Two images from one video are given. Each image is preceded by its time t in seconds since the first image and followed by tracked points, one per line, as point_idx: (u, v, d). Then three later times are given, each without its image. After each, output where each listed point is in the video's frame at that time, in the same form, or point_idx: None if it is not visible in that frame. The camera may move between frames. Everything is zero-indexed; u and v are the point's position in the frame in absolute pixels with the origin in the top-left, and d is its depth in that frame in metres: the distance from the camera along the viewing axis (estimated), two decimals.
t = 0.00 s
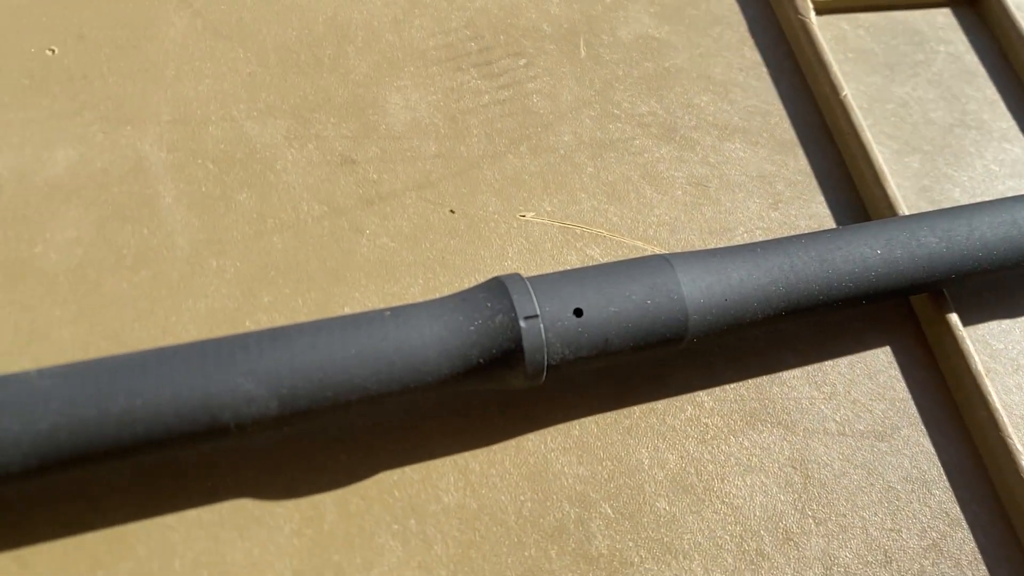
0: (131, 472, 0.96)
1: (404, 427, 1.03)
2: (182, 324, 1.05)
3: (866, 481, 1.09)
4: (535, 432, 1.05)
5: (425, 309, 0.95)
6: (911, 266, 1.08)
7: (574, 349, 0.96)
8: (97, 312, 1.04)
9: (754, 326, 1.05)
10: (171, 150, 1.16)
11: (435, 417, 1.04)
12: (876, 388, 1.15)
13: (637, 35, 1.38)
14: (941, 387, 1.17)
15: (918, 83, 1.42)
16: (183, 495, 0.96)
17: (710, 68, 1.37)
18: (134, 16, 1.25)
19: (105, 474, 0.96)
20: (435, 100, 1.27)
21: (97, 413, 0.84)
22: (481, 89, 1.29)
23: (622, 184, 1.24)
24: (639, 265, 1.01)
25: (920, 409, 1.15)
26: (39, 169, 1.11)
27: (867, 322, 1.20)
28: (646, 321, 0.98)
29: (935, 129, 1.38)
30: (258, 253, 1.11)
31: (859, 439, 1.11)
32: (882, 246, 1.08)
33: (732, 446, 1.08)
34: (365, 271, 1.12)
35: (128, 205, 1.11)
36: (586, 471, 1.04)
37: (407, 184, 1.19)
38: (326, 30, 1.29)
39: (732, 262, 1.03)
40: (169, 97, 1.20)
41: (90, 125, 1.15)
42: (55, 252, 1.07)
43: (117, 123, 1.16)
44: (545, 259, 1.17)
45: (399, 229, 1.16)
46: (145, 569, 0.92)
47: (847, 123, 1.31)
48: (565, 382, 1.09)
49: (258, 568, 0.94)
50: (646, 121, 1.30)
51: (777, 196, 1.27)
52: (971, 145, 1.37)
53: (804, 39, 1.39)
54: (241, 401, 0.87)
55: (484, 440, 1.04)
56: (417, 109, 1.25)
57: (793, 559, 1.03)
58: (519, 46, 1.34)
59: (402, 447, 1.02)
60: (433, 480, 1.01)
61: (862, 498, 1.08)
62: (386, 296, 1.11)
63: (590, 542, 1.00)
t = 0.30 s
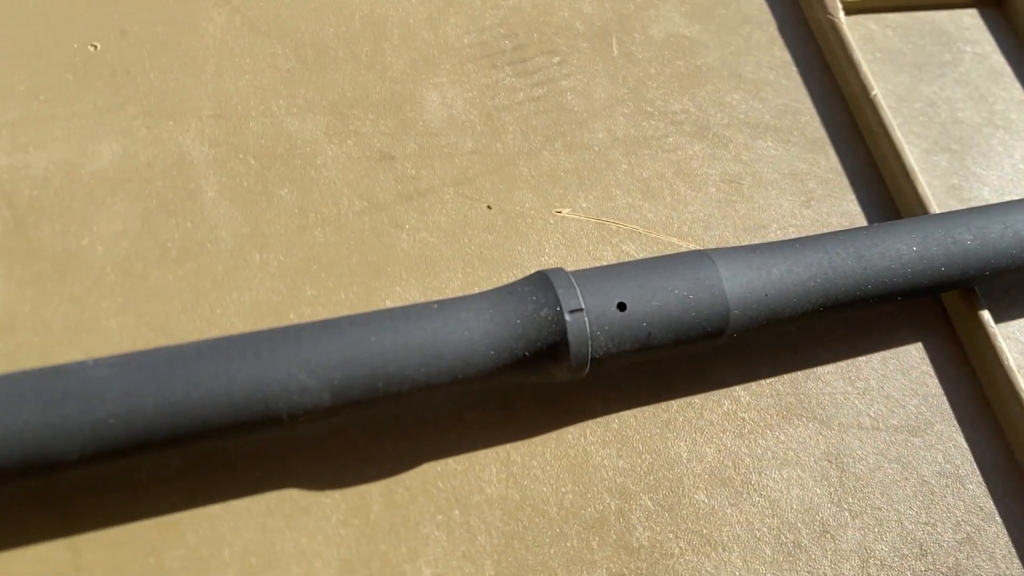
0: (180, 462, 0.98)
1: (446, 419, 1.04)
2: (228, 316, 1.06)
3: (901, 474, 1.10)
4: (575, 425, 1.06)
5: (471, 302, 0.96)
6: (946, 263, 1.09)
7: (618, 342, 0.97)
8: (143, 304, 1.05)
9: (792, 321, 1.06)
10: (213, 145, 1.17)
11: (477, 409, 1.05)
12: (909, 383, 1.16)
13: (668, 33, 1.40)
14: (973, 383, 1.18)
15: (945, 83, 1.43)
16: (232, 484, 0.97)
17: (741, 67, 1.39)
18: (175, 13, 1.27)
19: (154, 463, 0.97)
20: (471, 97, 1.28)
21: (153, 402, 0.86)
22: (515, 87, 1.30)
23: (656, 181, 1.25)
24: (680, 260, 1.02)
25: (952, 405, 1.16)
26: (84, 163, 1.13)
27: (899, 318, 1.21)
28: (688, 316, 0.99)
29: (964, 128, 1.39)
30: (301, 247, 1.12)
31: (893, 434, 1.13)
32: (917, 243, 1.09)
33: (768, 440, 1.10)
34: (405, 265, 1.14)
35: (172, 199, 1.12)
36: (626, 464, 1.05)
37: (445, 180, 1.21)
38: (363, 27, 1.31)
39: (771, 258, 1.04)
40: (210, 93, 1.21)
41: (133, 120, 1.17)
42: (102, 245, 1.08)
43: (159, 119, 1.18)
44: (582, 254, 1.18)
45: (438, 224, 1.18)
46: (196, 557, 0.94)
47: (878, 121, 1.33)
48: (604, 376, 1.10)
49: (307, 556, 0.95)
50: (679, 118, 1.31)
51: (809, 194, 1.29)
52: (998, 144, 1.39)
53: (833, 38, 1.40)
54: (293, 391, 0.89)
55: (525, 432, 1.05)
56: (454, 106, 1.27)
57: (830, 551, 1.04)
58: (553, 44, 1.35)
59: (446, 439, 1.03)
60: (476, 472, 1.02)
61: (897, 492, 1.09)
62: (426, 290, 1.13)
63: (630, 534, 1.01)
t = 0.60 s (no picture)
0: (229, 452, 0.99)
1: (489, 411, 1.06)
2: (273, 309, 1.08)
3: (936, 469, 1.11)
4: (615, 419, 1.08)
5: (517, 296, 0.97)
6: (982, 260, 1.11)
7: (662, 336, 0.98)
8: (189, 296, 1.06)
9: (831, 317, 1.07)
10: (255, 139, 1.18)
11: (519, 402, 1.07)
12: (942, 379, 1.18)
13: (700, 32, 1.41)
14: (1006, 379, 1.19)
15: (974, 83, 1.44)
16: (280, 475, 0.99)
17: (772, 66, 1.40)
18: (215, 9, 1.28)
19: (204, 453, 0.98)
20: (507, 94, 1.29)
21: (210, 392, 0.87)
22: (550, 83, 1.31)
23: (691, 178, 1.26)
24: (722, 256, 1.03)
25: (986, 401, 1.17)
26: (129, 157, 1.14)
27: (933, 315, 1.22)
28: (730, 311, 1.00)
29: (993, 127, 1.40)
30: (344, 241, 1.14)
31: (928, 429, 1.14)
32: (953, 240, 1.10)
33: (805, 434, 1.11)
34: (445, 260, 1.15)
35: (215, 192, 1.14)
36: (666, 457, 1.06)
37: (483, 176, 1.22)
38: (400, 24, 1.32)
39: (811, 254, 1.05)
40: (251, 88, 1.22)
41: (176, 115, 1.18)
42: (147, 238, 1.09)
43: (201, 113, 1.19)
44: (619, 250, 1.19)
45: (477, 219, 1.19)
46: (246, 546, 0.95)
47: (909, 120, 1.34)
48: (643, 370, 1.11)
49: (354, 546, 0.96)
50: (712, 116, 1.33)
51: (842, 192, 1.30)
52: None
53: (863, 38, 1.42)
54: (345, 382, 0.90)
55: (567, 425, 1.06)
56: (490, 102, 1.28)
57: (868, 544, 1.05)
58: (587, 41, 1.36)
59: (489, 431, 1.05)
60: (520, 463, 1.03)
61: (933, 486, 1.10)
62: (466, 284, 1.14)
63: (672, 526, 1.03)
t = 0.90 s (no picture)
0: (278, 442, 1.00)
1: (533, 404, 1.07)
2: (319, 302, 1.09)
3: (972, 465, 1.13)
4: (657, 413, 1.09)
5: (564, 290, 0.99)
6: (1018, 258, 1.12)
7: (706, 332, 0.99)
8: (237, 289, 1.08)
9: (870, 313, 1.09)
10: (297, 135, 1.20)
11: (561, 395, 1.08)
12: (976, 376, 1.19)
13: (733, 31, 1.42)
14: None
15: (1004, 83, 1.45)
16: (329, 465, 1.00)
17: (804, 66, 1.42)
18: (256, 5, 1.29)
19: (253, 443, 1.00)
20: (544, 91, 1.30)
21: (267, 382, 0.88)
22: (586, 81, 1.32)
23: (726, 176, 1.28)
24: (764, 252, 1.04)
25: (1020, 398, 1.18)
26: (174, 151, 1.16)
27: (966, 313, 1.23)
28: (773, 307, 1.01)
29: None
30: (387, 236, 1.16)
31: (963, 425, 1.15)
32: (990, 238, 1.12)
33: (843, 429, 1.12)
34: (486, 255, 1.16)
35: (260, 187, 1.15)
36: (707, 451, 1.08)
37: (521, 172, 1.23)
38: (438, 21, 1.33)
39: (851, 251, 1.07)
40: (292, 84, 1.24)
41: (219, 109, 1.20)
42: (194, 231, 1.11)
43: (244, 108, 1.20)
44: (657, 246, 1.20)
45: (516, 215, 1.20)
46: (296, 535, 0.96)
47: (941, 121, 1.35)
48: (683, 365, 1.13)
49: (402, 536, 0.98)
50: (747, 115, 1.35)
51: (875, 190, 1.31)
52: None
53: (894, 39, 1.43)
54: (398, 373, 0.91)
55: (609, 419, 1.08)
56: (528, 99, 1.29)
57: (906, 538, 1.07)
58: (622, 40, 1.37)
59: (533, 423, 1.06)
60: (563, 456, 1.05)
61: (969, 481, 1.11)
62: (507, 279, 1.15)
63: (713, 518, 1.04)
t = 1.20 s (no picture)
0: (327, 434, 1.01)
1: (576, 398, 1.08)
2: (365, 296, 1.11)
3: (1008, 461, 1.14)
4: (698, 408, 1.10)
5: (612, 284, 1.00)
6: None
7: (752, 327, 1.01)
8: (285, 283, 1.09)
9: (909, 311, 1.10)
10: (341, 131, 1.22)
11: (604, 390, 1.09)
12: (1011, 374, 1.20)
13: (767, 31, 1.44)
14: None
15: None
16: (377, 457, 1.01)
17: (837, 65, 1.43)
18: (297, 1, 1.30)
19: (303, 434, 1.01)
20: (582, 89, 1.31)
21: (323, 373, 0.90)
22: (623, 80, 1.34)
23: (762, 175, 1.29)
24: (807, 249, 1.05)
25: None
26: (219, 145, 1.17)
27: (1001, 311, 1.24)
28: (817, 303, 1.03)
29: None
30: (429, 232, 1.17)
31: (998, 422, 1.16)
32: None
33: (880, 425, 1.14)
34: (527, 251, 1.18)
35: (304, 182, 1.17)
36: (747, 445, 1.09)
37: (560, 169, 1.24)
38: (476, 20, 1.34)
39: (892, 249, 1.08)
40: (334, 80, 1.25)
41: (263, 105, 1.21)
42: (242, 225, 1.12)
43: (288, 104, 1.22)
44: (695, 243, 1.21)
45: (556, 211, 1.21)
46: (346, 526, 0.98)
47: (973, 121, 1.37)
48: (722, 361, 1.14)
49: (451, 527, 0.99)
50: (781, 114, 1.36)
51: (908, 190, 1.33)
52: None
53: (926, 40, 1.44)
54: (451, 366, 0.93)
55: (651, 413, 1.09)
56: (565, 97, 1.30)
57: (944, 533, 1.08)
58: (657, 39, 1.39)
59: (576, 417, 1.07)
60: (606, 450, 1.06)
61: (1005, 478, 1.13)
62: (548, 274, 1.16)
63: (754, 512, 1.06)
